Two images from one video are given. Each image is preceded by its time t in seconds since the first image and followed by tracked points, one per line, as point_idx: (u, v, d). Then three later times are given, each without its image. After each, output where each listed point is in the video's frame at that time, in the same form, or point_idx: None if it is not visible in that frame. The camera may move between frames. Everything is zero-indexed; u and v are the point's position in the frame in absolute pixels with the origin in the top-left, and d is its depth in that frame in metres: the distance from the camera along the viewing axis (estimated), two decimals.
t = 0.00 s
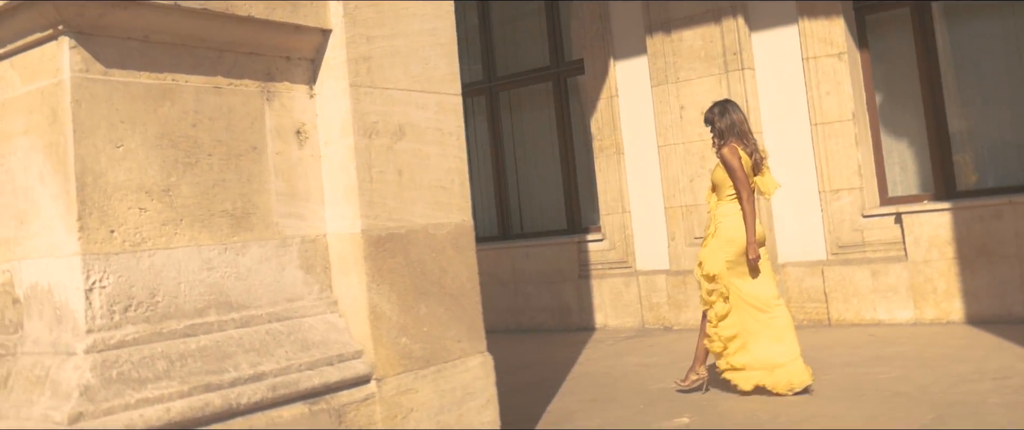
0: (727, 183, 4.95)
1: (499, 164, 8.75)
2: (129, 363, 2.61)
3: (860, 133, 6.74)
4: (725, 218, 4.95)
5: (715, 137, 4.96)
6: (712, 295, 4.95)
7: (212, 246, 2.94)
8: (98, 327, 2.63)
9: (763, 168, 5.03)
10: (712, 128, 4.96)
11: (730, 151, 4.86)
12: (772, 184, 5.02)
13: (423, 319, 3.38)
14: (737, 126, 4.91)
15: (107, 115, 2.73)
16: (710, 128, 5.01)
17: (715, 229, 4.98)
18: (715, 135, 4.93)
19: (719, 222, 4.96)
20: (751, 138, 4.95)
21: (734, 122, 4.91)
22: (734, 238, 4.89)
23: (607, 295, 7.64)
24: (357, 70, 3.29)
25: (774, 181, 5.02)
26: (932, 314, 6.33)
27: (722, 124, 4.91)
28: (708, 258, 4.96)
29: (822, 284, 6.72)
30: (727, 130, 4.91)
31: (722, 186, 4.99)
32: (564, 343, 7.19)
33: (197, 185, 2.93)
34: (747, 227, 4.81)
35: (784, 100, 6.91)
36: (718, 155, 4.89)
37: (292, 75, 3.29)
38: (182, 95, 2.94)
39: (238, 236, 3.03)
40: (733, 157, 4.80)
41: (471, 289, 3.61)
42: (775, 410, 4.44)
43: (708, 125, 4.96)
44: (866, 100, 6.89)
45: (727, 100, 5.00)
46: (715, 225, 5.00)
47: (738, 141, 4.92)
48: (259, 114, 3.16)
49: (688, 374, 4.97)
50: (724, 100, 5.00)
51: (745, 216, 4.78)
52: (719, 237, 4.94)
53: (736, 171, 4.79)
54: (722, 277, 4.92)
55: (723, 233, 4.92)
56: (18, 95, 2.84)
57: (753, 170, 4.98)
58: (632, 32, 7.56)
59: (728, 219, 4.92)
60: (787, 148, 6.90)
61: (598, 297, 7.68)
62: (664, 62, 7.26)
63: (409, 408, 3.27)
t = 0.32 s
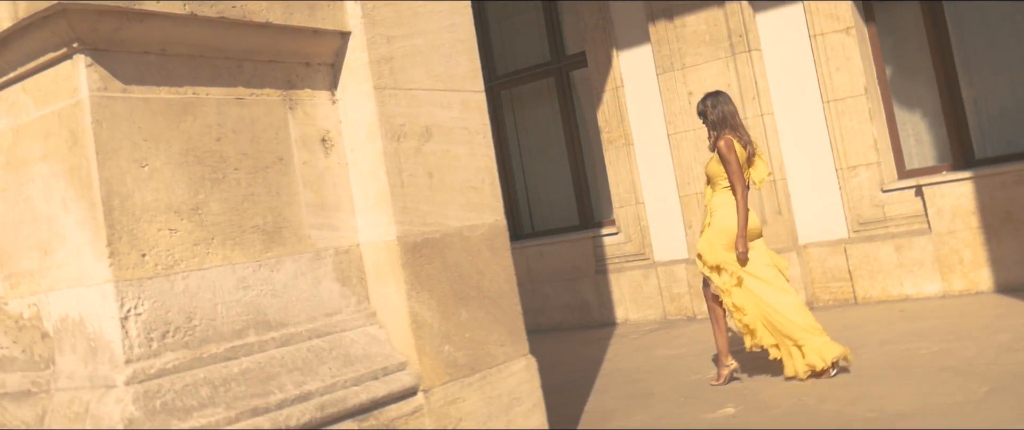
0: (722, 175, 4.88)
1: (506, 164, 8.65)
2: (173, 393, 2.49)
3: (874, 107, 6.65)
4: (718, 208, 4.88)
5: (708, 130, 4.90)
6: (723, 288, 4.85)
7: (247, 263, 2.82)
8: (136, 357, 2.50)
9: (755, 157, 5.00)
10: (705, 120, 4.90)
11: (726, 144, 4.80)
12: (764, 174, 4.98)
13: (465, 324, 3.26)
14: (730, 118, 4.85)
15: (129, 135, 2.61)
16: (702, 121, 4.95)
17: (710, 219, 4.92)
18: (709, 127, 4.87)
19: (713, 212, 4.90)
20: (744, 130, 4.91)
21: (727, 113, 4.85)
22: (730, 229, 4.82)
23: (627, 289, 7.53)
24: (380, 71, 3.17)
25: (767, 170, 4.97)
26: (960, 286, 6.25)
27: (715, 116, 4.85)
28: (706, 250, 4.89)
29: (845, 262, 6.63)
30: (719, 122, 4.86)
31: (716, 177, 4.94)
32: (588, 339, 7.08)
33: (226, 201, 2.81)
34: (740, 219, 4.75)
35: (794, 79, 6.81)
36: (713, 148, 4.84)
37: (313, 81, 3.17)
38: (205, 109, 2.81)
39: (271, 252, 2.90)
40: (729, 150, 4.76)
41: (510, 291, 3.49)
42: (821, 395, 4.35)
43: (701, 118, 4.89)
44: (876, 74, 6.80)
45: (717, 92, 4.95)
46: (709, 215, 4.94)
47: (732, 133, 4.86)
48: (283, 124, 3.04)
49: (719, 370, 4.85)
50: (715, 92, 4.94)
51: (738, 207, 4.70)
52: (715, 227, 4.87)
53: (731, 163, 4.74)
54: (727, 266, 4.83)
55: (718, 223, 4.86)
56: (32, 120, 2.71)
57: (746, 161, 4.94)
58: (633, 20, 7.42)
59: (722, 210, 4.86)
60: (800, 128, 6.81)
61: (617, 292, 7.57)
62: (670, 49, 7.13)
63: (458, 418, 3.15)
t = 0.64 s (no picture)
0: (716, 158, 4.85)
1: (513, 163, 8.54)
2: (223, 416, 2.36)
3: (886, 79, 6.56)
4: (714, 191, 4.85)
5: (701, 114, 4.83)
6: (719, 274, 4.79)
7: (285, 276, 2.70)
8: (182, 380, 2.38)
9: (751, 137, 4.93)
10: (698, 104, 4.83)
11: (719, 126, 4.73)
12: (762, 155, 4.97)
13: (509, 324, 3.14)
14: (722, 100, 4.75)
15: (157, 149, 2.48)
16: (695, 105, 4.87)
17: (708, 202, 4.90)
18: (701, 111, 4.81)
19: (710, 195, 4.88)
20: (737, 110, 4.83)
21: (719, 95, 4.75)
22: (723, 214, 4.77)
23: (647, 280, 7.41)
24: (405, 68, 3.04)
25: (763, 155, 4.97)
26: (987, 253, 6.16)
27: (706, 99, 4.76)
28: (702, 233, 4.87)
29: (869, 238, 6.53)
30: (712, 105, 4.76)
31: (713, 160, 4.89)
32: (612, 333, 6.95)
33: (260, 212, 2.69)
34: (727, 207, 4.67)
35: (803, 56, 6.71)
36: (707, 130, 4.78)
37: (337, 83, 3.05)
38: (231, 117, 2.69)
39: (309, 262, 2.78)
40: (722, 131, 4.69)
41: (551, 286, 3.37)
42: (870, 373, 4.24)
43: (693, 103, 4.81)
44: (886, 44, 6.65)
45: (707, 75, 4.85)
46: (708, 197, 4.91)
47: (725, 114, 4.77)
48: (311, 128, 2.91)
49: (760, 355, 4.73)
50: (705, 75, 4.85)
51: (727, 192, 4.65)
52: (711, 209, 4.85)
53: (724, 146, 4.67)
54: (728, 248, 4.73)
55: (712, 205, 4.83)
56: (53, 140, 2.58)
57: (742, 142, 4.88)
58: (634, 9, 7.30)
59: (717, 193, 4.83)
60: (812, 105, 6.73)
61: (638, 284, 7.45)
62: (674, 34, 7.04)
63: (511, 421, 3.02)
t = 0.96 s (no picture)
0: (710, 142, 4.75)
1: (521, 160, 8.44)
2: None
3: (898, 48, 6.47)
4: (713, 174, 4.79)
5: (696, 99, 4.76)
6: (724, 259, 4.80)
7: (329, 281, 2.58)
8: (234, 397, 2.25)
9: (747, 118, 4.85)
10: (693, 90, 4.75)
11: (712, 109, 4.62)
12: (760, 133, 4.90)
13: (558, 318, 3.02)
14: (716, 83, 4.69)
15: (189, 156, 2.36)
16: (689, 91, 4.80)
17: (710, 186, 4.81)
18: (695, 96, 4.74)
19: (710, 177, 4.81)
20: (731, 92, 4.73)
21: (712, 79, 4.69)
22: (729, 204, 4.66)
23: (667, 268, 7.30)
24: (434, 58, 2.93)
25: (763, 129, 4.90)
26: (1013, 216, 6.06)
27: (700, 84, 4.70)
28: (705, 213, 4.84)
29: (892, 209, 6.43)
30: (706, 89, 4.70)
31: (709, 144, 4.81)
32: (638, 325, 6.84)
33: (298, 216, 2.57)
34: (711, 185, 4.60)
35: (811, 31, 6.62)
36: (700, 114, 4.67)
37: (365, 79, 2.95)
38: (261, 120, 2.57)
39: (351, 266, 2.65)
40: (714, 113, 4.58)
41: (596, 276, 3.25)
42: (919, 344, 4.13)
43: (686, 89, 4.75)
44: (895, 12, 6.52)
45: (700, 60, 4.82)
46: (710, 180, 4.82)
47: (719, 97, 4.70)
48: (342, 127, 2.80)
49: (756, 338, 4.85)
50: (697, 61, 4.81)
51: (712, 172, 4.59)
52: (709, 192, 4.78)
53: (715, 128, 4.57)
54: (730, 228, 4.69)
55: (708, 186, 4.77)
56: (77, 156, 2.46)
57: (739, 124, 4.78)
58: None
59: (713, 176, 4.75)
60: (824, 80, 6.64)
61: (659, 273, 7.34)
62: (679, 18, 6.96)
63: (568, 418, 2.89)
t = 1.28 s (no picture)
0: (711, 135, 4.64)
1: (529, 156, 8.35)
2: None
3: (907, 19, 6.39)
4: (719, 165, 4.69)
5: (694, 94, 4.61)
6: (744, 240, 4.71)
7: (370, 281, 2.47)
8: (284, 406, 2.15)
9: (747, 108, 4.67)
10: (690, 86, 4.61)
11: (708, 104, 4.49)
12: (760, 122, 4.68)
13: (602, 306, 2.92)
14: (712, 77, 4.54)
15: (220, 157, 2.26)
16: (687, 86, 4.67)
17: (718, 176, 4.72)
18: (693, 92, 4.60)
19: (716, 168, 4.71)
20: (729, 85, 4.58)
21: (709, 74, 4.54)
22: (739, 195, 4.58)
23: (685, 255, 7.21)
24: (461, 45, 2.83)
25: (762, 117, 4.67)
26: None
27: (697, 78, 4.56)
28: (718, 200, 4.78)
29: (911, 182, 6.34)
30: (703, 83, 4.55)
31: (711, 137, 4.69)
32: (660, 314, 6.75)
33: (335, 215, 2.47)
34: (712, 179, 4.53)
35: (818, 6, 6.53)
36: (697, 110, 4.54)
37: (391, 70, 2.85)
38: (290, 116, 2.48)
39: (392, 263, 2.55)
40: (710, 108, 4.44)
41: (636, 262, 3.16)
42: (962, 314, 4.02)
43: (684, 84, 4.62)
44: None
45: (696, 54, 4.66)
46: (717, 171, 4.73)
47: (716, 91, 4.54)
48: (373, 120, 2.70)
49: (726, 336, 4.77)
50: (694, 54, 4.66)
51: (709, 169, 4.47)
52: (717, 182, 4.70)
53: (711, 124, 4.45)
54: (752, 220, 4.57)
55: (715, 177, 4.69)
56: (103, 164, 2.35)
57: (738, 116, 4.63)
58: None
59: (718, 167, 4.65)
60: (834, 55, 6.56)
61: (677, 260, 7.25)
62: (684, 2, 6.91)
63: (621, 408, 2.78)
